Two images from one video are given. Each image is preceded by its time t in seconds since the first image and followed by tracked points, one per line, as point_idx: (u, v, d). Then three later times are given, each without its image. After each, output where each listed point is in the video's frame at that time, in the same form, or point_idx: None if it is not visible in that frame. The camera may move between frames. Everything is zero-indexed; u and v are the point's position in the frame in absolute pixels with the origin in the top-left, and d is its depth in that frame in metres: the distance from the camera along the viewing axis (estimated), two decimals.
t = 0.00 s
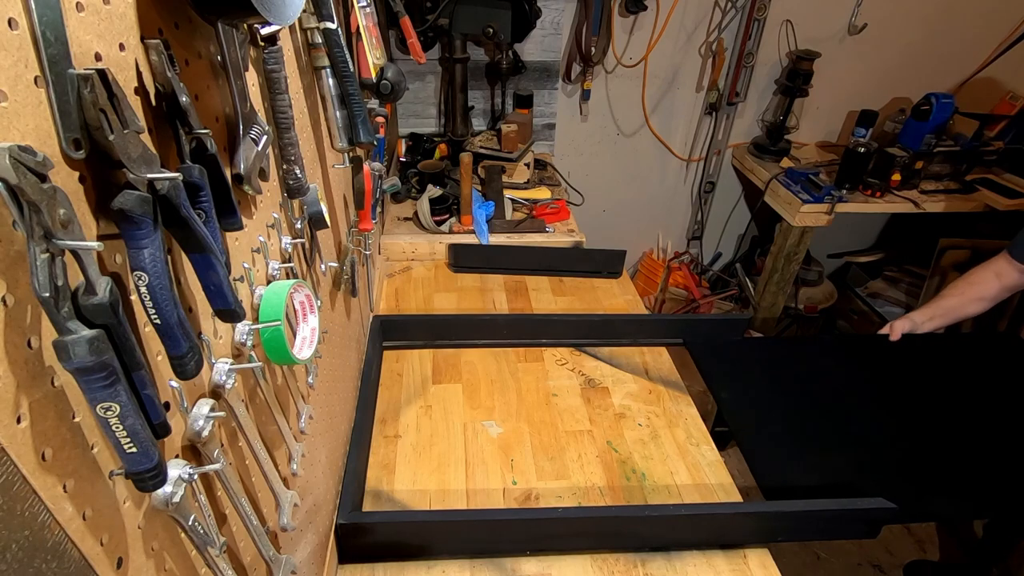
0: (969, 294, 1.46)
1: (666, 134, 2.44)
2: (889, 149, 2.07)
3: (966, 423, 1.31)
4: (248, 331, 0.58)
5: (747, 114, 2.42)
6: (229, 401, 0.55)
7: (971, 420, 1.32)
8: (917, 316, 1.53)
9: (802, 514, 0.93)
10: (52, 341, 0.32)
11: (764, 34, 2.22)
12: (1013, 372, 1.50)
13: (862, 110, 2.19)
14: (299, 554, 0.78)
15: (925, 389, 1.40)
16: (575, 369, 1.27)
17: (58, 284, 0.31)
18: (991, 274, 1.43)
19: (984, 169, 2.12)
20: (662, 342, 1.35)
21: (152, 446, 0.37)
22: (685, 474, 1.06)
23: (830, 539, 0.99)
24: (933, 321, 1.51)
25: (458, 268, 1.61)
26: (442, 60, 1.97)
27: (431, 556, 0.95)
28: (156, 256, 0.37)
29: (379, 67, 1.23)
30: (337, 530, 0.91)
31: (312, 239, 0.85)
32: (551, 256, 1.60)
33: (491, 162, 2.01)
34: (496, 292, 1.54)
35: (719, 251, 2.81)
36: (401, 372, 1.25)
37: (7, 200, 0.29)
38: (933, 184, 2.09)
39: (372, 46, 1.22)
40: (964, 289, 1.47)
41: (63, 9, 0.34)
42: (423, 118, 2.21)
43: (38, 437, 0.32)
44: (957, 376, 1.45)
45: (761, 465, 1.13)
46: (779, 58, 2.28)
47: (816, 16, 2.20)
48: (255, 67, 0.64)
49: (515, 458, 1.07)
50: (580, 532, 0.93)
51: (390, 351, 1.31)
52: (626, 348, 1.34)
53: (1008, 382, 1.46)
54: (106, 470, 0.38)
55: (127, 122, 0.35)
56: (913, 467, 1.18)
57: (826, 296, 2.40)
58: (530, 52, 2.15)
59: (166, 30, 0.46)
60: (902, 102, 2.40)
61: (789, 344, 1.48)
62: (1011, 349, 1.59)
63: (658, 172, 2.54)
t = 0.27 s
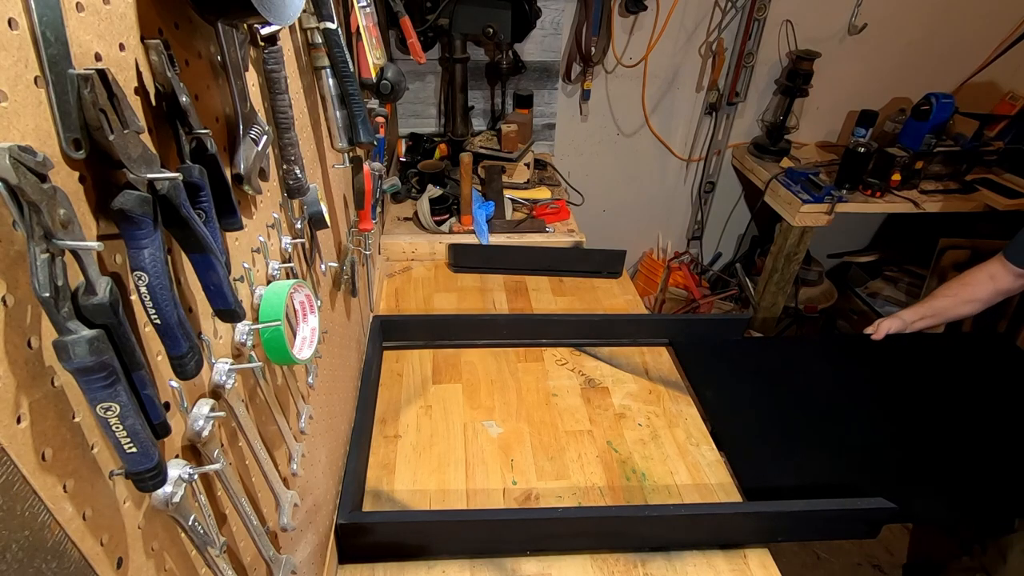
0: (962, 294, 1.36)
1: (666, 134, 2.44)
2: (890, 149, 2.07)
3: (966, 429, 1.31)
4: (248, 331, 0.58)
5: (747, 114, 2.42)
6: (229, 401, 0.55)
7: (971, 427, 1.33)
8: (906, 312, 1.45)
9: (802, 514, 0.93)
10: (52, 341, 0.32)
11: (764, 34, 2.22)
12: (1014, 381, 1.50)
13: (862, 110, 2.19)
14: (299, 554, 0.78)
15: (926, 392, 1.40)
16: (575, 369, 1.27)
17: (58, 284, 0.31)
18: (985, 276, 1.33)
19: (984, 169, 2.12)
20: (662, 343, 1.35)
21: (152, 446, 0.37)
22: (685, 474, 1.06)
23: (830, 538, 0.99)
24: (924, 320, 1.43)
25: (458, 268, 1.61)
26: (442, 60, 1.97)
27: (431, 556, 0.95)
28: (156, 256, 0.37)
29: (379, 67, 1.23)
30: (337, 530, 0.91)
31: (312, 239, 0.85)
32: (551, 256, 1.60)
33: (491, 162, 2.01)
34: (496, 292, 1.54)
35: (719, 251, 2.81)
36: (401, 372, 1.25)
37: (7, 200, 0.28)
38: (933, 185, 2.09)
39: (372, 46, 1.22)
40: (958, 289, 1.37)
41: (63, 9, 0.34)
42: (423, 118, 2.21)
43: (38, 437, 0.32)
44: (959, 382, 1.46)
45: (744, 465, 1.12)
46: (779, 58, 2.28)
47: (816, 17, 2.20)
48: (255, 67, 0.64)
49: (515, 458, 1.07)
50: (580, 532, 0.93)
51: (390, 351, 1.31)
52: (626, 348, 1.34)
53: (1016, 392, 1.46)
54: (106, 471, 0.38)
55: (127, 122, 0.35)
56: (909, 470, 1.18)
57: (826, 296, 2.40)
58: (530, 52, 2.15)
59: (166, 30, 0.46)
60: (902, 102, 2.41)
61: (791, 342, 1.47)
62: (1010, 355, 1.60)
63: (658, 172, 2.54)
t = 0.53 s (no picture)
0: (951, 294, 1.40)
1: (666, 134, 2.44)
2: (890, 149, 2.07)
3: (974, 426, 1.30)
4: (248, 331, 0.58)
5: (747, 114, 2.42)
6: (229, 400, 0.55)
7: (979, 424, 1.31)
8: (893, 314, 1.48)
9: (802, 514, 0.93)
10: (52, 341, 0.32)
11: (764, 34, 2.22)
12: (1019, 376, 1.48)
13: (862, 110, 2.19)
14: (299, 554, 0.78)
15: (951, 395, 1.39)
16: (575, 369, 1.27)
17: (58, 284, 0.31)
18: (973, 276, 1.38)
19: (984, 169, 2.12)
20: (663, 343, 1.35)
21: (152, 446, 0.37)
22: (685, 474, 1.06)
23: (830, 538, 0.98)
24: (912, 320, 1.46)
25: (458, 268, 1.61)
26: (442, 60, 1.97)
27: (431, 556, 0.95)
28: (156, 256, 0.37)
29: (379, 67, 1.23)
30: (337, 530, 0.91)
31: (312, 239, 0.85)
32: (551, 256, 1.60)
33: (491, 162, 2.01)
34: (497, 292, 1.54)
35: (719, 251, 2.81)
36: (401, 372, 1.25)
37: (7, 200, 0.28)
38: (933, 185, 2.09)
39: (372, 45, 1.22)
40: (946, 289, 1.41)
41: (63, 9, 0.34)
42: (423, 118, 2.21)
43: (38, 437, 0.32)
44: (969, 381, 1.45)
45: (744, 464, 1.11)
46: (779, 58, 2.28)
47: (816, 17, 2.20)
48: (255, 67, 0.64)
49: (515, 458, 1.07)
50: (580, 532, 0.93)
51: (390, 351, 1.31)
52: (626, 348, 1.34)
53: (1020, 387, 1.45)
54: (106, 470, 0.38)
55: (127, 122, 0.35)
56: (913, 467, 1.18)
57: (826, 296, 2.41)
58: (530, 53, 2.15)
59: (166, 30, 0.46)
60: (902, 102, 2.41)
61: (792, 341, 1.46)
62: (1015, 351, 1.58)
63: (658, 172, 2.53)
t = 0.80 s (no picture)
0: (936, 296, 1.38)
1: (666, 134, 2.44)
2: (890, 149, 2.07)
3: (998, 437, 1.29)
4: (248, 331, 0.58)
5: (747, 114, 2.42)
6: (229, 400, 0.55)
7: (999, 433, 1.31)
8: (878, 314, 1.46)
9: (803, 514, 0.93)
10: (52, 341, 0.32)
11: (764, 34, 2.22)
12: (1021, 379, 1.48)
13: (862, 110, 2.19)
14: (299, 554, 0.78)
15: (951, 397, 1.39)
16: (575, 369, 1.27)
17: (58, 284, 0.31)
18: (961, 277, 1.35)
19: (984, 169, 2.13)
20: (663, 343, 1.35)
21: (152, 446, 0.37)
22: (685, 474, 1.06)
23: (831, 538, 0.98)
24: (897, 320, 1.44)
25: (458, 268, 1.61)
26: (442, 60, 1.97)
27: (431, 556, 0.95)
28: (156, 256, 0.37)
29: (379, 67, 1.22)
30: (337, 530, 0.91)
31: (312, 239, 0.85)
32: (551, 256, 1.60)
33: (491, 162, 2.01)
34: (497, 292, 1.54)
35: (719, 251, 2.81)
36: (401, 372, 1.25)
37: (7, 200, 0.29)
38: (933, 185, 2.09)
39: (372, 45, 1.22)
40: (933, 289, 1.38)
41: (63, 9, 0.34)
42: (423, 118, 2.21)
43: (38, 437, 0.32)
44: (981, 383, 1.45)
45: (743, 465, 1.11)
46: (779, 58, 2.28)
47: (816, 17, 2.20)
48: (255, 67, 0.64)
49: (515, 458, 1.07)
50: (581, 533, 0.93)
51: (390, 351, 1.31)
52: (626, 348, 1.34)
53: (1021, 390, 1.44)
54: (106, 470, 0.38)
55: (127, 122, 0.35)
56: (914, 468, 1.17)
57: (826, 296, 2.41)
58: (530, 52, 2.15)
59: (166, 30, 0.46)
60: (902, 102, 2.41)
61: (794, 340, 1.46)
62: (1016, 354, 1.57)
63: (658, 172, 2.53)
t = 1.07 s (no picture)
0: (926, 299, 1.34)
1: (666, 134, 2.43)
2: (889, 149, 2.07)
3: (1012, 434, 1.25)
4: (248, 331, 0.58)
5: (747, 114, 2.42)
6: (229, 400, 0.55)
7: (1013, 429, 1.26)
8: (863, 315, 1.42)
9: (803, 514, 0.93)
10: (52, 341, 0.32)
11: (764, 34, 2.22)
12: None
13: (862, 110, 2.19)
14: (299, 554, 0.78)
15: (963, 393, 1.35)
16: (575, 369, 1.27)
17: (58, 284, 0.31)
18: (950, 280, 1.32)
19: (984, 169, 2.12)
20: (662, 342, 1.35)
21: (152, 446, 0.37)
22: (685, 474, 1.06)
23: (831, 538, 0.98)
24: (882, 322, 1.41)
25: (458, 268, 1.61)
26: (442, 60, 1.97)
27: (431, 556, 0.95)
28: (156, 256, 0.37)
29: (379, 67, 1.22)
30: (337, 530, 0.91)
31: (312, 239, 0.85)
32: (551, 256, 1.60)
33: (491, 162, 2.01)
34: (497, 292, 1.54)
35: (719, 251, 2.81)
36: (401, 372, 1.25)
37: (7, 200, 0.29)
38: (933, 185, 2.09)
39: (372, 45, 1.22)
40: (921, 292, 1.35)
41: (63, 9, 0.34)
42: (423, 118, 2.21)
43: (38, 438, 0.32)
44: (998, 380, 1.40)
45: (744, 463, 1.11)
46: (779, 58, 2.28)
47: (816, 17, 2.20)
48: (255, 67, 0.64)
49: (515, 458, 1.07)
50: (581, 533, 0.93)
51: (390, 351, 1.31)
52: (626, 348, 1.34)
53: None
54: (106, 470, 0.38)
55: (127, 122, 0.35)
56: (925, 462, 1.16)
57: (827, 296, 2.40)
58: (530, 52, 2.15)
59: (166, 30, 0.46)
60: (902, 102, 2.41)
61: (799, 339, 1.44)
62: None
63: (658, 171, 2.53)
